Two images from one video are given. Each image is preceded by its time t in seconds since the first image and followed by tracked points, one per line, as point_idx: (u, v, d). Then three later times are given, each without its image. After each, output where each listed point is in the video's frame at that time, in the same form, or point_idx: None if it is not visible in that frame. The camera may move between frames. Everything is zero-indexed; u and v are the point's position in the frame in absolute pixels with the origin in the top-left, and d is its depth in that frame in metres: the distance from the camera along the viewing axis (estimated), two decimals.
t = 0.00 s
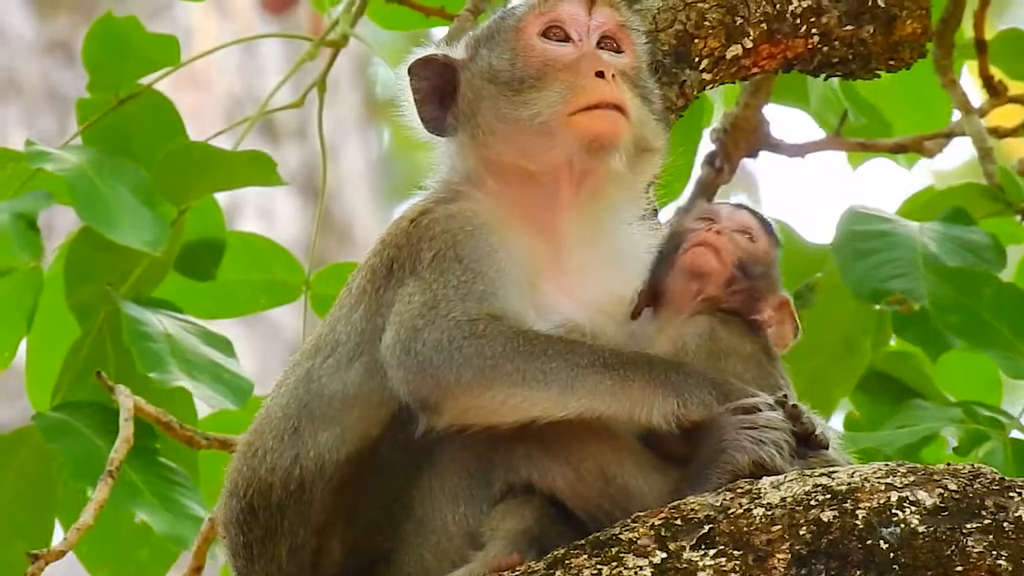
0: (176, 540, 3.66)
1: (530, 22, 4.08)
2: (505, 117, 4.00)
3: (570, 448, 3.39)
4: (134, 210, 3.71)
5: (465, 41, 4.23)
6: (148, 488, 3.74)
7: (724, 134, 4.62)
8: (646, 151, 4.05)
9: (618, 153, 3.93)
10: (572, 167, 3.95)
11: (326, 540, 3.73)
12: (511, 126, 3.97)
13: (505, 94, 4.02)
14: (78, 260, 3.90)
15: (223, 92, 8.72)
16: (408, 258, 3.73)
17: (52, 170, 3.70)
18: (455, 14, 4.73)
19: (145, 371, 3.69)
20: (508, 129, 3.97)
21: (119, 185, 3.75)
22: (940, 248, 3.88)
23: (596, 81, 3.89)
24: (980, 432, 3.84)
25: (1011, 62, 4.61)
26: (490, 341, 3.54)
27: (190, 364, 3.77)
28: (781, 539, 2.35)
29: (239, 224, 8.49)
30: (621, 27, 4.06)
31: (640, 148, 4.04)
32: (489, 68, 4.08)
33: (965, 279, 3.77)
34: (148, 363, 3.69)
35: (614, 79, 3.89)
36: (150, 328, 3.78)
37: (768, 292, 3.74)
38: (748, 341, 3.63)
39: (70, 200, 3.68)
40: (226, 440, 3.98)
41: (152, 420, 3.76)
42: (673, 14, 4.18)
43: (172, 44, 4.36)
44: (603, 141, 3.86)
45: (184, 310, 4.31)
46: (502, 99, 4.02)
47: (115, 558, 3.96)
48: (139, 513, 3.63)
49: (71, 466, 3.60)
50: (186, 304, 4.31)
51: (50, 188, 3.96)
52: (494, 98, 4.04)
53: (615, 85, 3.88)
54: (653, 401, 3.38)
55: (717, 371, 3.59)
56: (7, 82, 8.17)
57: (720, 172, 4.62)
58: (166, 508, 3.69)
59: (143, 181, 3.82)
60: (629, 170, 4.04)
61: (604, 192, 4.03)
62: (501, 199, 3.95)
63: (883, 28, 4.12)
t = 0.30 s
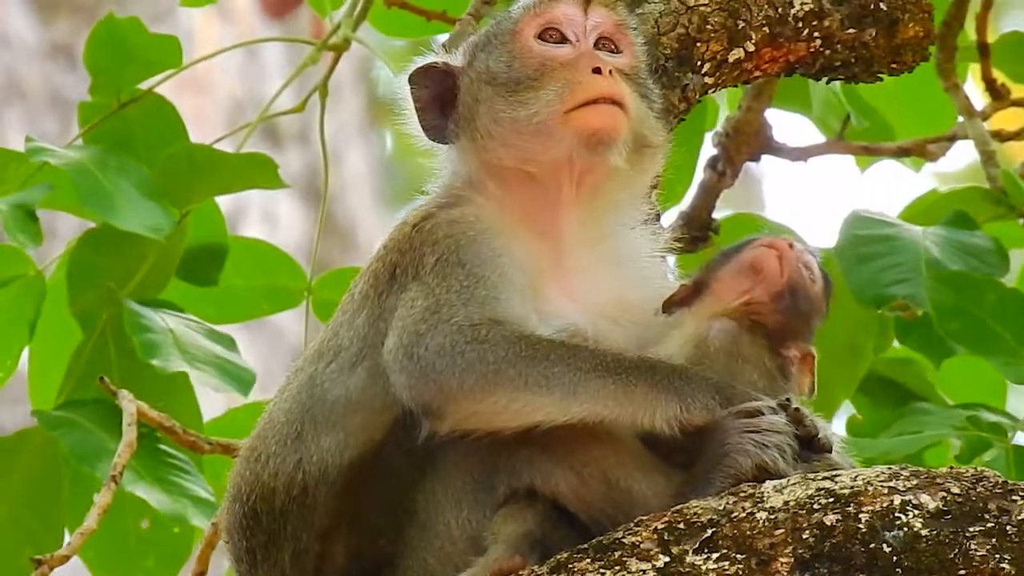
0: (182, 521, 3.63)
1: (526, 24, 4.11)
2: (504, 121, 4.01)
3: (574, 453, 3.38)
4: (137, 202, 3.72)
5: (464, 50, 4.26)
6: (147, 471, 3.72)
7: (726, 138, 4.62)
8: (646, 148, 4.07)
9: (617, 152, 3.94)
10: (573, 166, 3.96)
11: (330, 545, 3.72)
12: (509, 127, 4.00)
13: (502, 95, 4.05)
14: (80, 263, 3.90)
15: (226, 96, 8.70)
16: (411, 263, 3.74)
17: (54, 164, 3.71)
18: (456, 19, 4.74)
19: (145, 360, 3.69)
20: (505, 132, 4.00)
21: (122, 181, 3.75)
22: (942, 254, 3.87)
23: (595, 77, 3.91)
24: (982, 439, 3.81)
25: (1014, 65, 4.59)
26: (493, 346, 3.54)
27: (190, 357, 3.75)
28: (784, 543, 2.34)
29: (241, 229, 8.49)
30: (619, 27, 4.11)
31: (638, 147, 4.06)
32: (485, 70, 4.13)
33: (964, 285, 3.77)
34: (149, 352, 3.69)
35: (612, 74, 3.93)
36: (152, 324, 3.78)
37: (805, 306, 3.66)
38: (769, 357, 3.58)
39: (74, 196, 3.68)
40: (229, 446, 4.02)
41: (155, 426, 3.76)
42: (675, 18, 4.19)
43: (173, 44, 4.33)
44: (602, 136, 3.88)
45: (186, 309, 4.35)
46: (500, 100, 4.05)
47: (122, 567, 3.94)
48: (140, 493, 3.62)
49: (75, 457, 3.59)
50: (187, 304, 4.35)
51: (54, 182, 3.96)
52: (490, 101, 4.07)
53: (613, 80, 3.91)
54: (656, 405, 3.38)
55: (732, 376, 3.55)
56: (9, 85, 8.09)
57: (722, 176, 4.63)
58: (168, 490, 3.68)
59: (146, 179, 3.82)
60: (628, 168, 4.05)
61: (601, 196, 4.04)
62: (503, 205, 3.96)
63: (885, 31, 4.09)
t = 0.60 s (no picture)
0: (196, 524, 3.64)
1: (523, 26, 4.19)
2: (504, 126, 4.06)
3: (575, 455, 3.39)
4: (138, 205, 3.71)
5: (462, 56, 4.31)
6: (161, 473, 3.72)
7: (727, 140, 4.62)
8: (643, 147, 4.13)
9: (615, 147, 3.98)
10: (573, 163, 4.00)
11: (331, 546, 3.72)
12: (507, 125, 4.06)
13: (500, 96, 4.11)
14: (84, 264, 3.90)
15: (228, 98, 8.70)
16: (413, 265, 3.74)
17: (58, 169, 3.71)
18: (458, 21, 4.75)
19: (157, 367, 3.68)
20: (502, 131, 4.06)
21: (125, 185, 3.75)
22: (945, 252, 3.88)
23: (592, 73, 3.97)
24: (984, 441, 3.82)
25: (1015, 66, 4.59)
26: (495, 347, 3.55)
27: (202, 362, 3.76)
28: (785, 545, 2.34)
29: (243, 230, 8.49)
30: (615, 27, 4.19)
31: (635, 145, 4.12)
32: (484, 72, 4.18)
33: (964, 284, 3.78)
34: (160, 359, 3.68)
35: (608, 70, 3.98)
36: (160, 328, 3.77)
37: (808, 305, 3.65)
38: (772, 352, 3.49)
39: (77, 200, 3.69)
40: (230, 446, 4.03)
41: (156, 427, 3.77)
42: (677, 20, 4.17)
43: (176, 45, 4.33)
44: (600, 129, 3.92)
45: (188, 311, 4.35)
46: (498, 101, 4.12)
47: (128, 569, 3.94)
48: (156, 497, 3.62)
49: (86, 460, 3.59)
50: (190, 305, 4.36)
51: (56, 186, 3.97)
52: (490, 101, 4.13)
53: (609, 75, 3.96)
54: (658, 407, 3.38)
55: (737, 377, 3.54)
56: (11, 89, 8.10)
57: (723, 178, 4.62)
58: (182, 492, 3.68)
59: (149, 182, 3.81)
60: (628, 167, 4.13)
61: (600, 192, 4.08)
62: (504, 208, 3.99)
63: (887, 34, 4.10)
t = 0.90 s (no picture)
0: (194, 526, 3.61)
1: (526, 26, 4.19)
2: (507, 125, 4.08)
3: (581, 458, 3.39)
4: (144, 209, 3.70)
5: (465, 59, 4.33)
6: (158, 474, 3.71)
7: (737, 141, 4.62)
8: (646, 145, 4.10)
9: (620, 145, 3.98)
10: (578, 161, 4.00)
11: (337, 548, 3.73)
12: (511, 125, 4.07)
13: (503, 96, 4.12)
14: (90, 268, 3.90)
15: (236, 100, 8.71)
16: (418, 266, 3.77)
17: (63, 172, 3.72)
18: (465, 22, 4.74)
19: (159, 362, 3.66)
20: (506, 131, 4.07)
21: (133, 189, 3.74)
22: (951, 255, 3.86)
23: (597, 71, 3.99)
24: (993, 440, 3.80)
25: None
26: (502, 350, 3.52)
27: (202, 355, 3.75)
28: (793, 546, 2.34)
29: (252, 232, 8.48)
30: (619, 27, 4.16)
31: (640, 142, 4.09)
32: (489, 73, 4.18)
33: (978, 286, 3.70)
34: (162, 351, 3.66)
35: (613, 67, 3.99)
36: (164, 325, 3.77)
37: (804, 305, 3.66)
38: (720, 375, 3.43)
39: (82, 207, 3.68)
40: (237, 449, 4.02)
41: (164, 429, 3.75)
42: (685, 20, 4.19)
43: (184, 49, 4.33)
44: (604, 126, 3.92)
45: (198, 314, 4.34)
46: (501, 100, 4.13)
47: (133, 571, 3.93)
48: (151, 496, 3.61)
49: (88, 460, 3.59)
50: (200, 309, 4.34)
51: (63, 190, 3.97)
52: (493, 101, 4.14)
53: (613, 72, 3.98)
54: (664, 407, 3.35)
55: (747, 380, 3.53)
56: (19, 92, 8.12)
57: (732, 179, 4.61)
58: (177, 492, 3.67)
59: (158, 186, 3.81)
60: (632, 165, 4.09)
61: (612, 185, 4.08)
62: (510, 210, 4.01)
63: (895, 34, 4.09)
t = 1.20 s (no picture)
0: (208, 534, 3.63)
1: (519, 35, 4.24)
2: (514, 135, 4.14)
3: (592, 465, 3.40)
4: (158, 214, 3.72)
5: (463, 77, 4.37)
6: (173, 482, 3.72)
7: (748, 149, 4.61)
8: (646, 143, 4.19)
9: (619, 144, 4.07)
10: (580, 166, 4.08)
11: (348, 554, 3.74)
12: (509, 135, 4.16)
13: (500, 107, 4.20)
14: (102, 275, 3.90)
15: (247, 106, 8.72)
16: (429, 274, 3.78)
17: (75, 178, 3.71)
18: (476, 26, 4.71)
19: (171, 370, 3.67)
20: (505, 142, 4.16)
21: (144, 194, 3.76)
22: (962, 264, 3.85)
23: (593, 75, 4.04)
24: (1004, 448, 3.78)
25: None
26: (512, 356, 3.54)
27: (216, 366, 3.76)
28: (804, 554, 2.34)
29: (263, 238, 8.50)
30: (611, 28, 4.25)
31: (640, 141, 4.18)
32: (484, 84, 4.26)
33: (989, 293, 3.74)
34: (176, 362, 3.67)
35: (606, 69, 4.05)
36: (176, 332, 3.78)
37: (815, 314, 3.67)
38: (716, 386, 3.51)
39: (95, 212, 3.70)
40: (248, 456, 4.01)
41: (176, 436, 3.76)
42: (696, 28, 4.18)
43: (193, 57, 4.35)
44: (602, 128, 3.99)
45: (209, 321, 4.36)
46: (498, 112, 4.20)
47: None
48: (168, 504, 3.61)
49: (101, 468, 3.60)
50: (212, 316, 4.37)
51: (75, 196, 3.97)
52: (490, 113, 4.22)
53: (608, 73, 4.04)
54: (675, 415, 3.35)
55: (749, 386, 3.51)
56: (31, 98, 8.15)
57: (743, 187, 4.60)
58: (191, 500, 3.68)
59: (168, 192, 3.82)
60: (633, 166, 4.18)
61: (616, 187, 4.16)
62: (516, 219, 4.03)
63: (906, 42, 4.08)
